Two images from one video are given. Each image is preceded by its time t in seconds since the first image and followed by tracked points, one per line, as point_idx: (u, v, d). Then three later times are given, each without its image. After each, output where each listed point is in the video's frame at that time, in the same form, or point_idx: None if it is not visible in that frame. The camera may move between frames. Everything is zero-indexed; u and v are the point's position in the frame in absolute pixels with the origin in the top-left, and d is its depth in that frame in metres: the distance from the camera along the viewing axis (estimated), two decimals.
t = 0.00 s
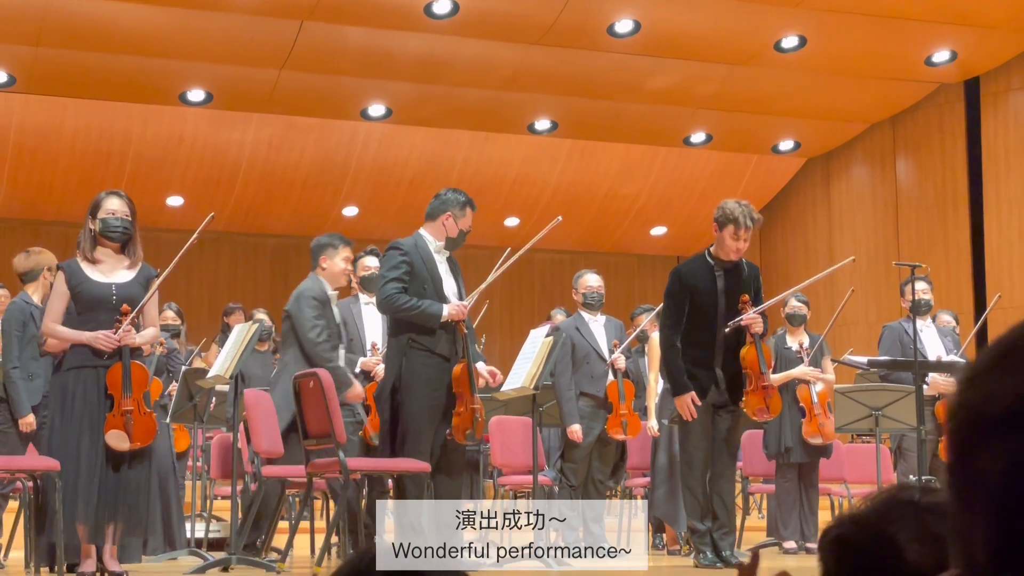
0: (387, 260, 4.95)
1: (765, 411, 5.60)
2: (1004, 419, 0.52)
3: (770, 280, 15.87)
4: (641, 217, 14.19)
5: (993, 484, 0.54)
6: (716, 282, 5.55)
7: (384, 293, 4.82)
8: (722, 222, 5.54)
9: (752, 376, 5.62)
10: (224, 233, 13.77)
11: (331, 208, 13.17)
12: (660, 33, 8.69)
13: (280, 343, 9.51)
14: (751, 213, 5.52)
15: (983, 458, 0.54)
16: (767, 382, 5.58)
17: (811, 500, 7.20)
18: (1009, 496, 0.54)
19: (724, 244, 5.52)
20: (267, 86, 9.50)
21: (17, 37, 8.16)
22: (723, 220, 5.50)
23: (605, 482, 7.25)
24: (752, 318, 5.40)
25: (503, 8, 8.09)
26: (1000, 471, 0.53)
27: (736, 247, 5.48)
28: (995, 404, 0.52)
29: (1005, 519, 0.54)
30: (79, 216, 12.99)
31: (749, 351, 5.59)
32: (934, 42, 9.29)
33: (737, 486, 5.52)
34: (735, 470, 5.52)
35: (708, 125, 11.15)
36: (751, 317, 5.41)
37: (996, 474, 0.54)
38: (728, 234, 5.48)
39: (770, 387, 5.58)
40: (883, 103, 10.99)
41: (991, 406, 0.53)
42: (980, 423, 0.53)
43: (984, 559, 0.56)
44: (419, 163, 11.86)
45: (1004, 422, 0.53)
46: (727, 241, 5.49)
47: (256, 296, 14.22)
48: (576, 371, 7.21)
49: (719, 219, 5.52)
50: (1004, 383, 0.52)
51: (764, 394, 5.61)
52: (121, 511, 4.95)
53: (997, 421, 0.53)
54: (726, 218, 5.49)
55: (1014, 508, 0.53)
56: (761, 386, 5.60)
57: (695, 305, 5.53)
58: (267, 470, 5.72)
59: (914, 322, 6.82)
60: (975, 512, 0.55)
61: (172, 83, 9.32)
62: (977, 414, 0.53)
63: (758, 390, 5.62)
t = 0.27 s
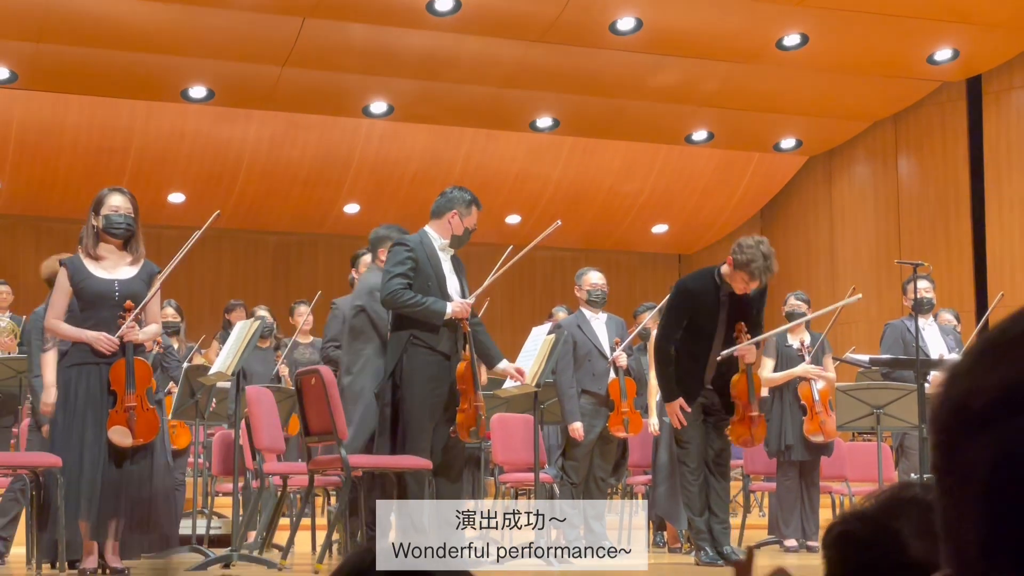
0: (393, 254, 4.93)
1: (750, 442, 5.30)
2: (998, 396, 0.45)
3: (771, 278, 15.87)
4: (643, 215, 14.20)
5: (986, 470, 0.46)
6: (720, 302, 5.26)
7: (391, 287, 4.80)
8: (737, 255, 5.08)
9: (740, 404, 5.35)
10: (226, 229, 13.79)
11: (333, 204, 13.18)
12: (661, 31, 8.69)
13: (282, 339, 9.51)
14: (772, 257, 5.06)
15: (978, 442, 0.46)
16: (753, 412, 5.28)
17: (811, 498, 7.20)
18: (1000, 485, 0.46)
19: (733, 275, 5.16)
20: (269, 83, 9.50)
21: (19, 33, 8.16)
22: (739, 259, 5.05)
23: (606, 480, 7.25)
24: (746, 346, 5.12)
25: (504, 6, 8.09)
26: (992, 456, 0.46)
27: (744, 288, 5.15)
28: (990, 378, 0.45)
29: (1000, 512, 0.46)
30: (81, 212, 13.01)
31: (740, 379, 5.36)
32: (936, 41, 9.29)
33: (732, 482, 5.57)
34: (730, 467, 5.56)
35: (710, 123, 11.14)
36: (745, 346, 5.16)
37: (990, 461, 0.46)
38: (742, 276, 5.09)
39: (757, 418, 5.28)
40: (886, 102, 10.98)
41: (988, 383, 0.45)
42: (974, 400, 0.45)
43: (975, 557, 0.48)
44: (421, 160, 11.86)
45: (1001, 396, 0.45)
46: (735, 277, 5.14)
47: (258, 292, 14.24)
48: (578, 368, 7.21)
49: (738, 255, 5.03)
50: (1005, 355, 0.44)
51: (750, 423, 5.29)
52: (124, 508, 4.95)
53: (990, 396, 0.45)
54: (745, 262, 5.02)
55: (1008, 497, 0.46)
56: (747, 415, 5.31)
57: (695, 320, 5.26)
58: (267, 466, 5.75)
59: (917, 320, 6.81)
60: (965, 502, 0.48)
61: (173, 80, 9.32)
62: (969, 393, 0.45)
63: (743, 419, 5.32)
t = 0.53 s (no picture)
0: (391, 255, 4.95)
1: (729, 449, 5.44)
2: (1001, 393, 0.41)
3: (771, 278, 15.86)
4: (642, 216, 14.20)
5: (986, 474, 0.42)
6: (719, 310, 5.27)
7: (388, 287, 4.81)
8: (739, 277, 5.06)
9: (722, 412, 5.47)
10: (226, 229, 13.78)
11: (333, 204, 13.17)
12: (661, 31, 8.68)
13: (282, 339, 9.50)
14: (773, 281, 5.05)
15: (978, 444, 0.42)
16: (735, 422, 5.42)
17: (811, 499, 7.19)
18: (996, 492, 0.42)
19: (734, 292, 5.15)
20: (268, 82, 9.49)
21: (18, 32, 8.16)
22: (740, 278, 5.04)
23: (605, 480, 7.24)
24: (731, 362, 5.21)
25: (503, 6, 8.08)
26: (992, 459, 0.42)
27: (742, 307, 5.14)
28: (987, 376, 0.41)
29: (1002, 515, 0.43)
30: (80, 212, 13.00)
31: (723, 388, 5.46)
32: (936, 41, 9.28)
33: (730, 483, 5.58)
34: (728, 468, 5.58)
35: (710, 123, 11.13)
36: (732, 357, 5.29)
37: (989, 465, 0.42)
38: (743, 295, 5.07)
39: (737, 427, 5.41)
40: (886, 103, 10.98)
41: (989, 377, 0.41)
42: (974, 398, 0.42)
43: (975, 558, 0.44)
44: (421, 160, 11.84)
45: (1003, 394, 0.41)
46: (735, 295, 5.13)
47: (257, 292, 14.23)
48: (577, 369, 7.21)
49: (741, 274, 5.02)
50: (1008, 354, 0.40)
51: (730, 430, 5.43)
52: (124, 507, 4.96)
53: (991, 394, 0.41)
54: (748, 284, 5.00)
55: (1010, 496, 0.42)
56: (728, 424, 5.44)
57: (692, 326, 5.29)
58: (267, 466, 5.75)
59: (916, 321, 6.81)
60: (962, 504, 0.44)
61: (172, 79, 9.32)
62: (969, 393, 0.42)
63: (724, 427, 5.45)
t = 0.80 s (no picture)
0: (386, 259, 4.95)
1: (726, 448, 5.40)
2: (995, 389, 0.44)
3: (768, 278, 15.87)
4: (639, 216, 14.21)
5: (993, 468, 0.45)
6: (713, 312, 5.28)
7: (382, 290, 4.81)
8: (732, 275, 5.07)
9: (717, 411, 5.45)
10: (223, 228, 13.77)
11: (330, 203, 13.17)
12: (658, 31, 8.69)
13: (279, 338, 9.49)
14: (767, 277, 5.08)
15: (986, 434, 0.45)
16: (731, 420, 5.39)
17: (808, 499, 7.18)
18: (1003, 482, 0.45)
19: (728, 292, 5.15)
20: (266, 82, 9.49)
21: (16, 31, 8.15)
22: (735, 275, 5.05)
23: (602, 481, 7.25)
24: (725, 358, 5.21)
25: (501, 6, 8.09)
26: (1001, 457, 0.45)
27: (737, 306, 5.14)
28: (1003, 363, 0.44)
29: (1003, 505, 0.46)
30: (77, 211, 12.99)
31: (718, 388, 5.45)
32: (933, 42, 9.29)
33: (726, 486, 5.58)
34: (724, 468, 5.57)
35: (707, 123, 11.14)
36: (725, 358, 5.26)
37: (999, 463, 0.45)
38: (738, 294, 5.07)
39: (733, 425, 5.39)
40: (882, 104, 11.00)
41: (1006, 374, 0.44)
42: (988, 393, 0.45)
43: (978, 548, 0.48)
44: (419, 160, 11.84)
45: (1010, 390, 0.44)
46: (730, 295, 5.12)
47: (254, 291, 14.23)
48: (575, 369, 7.22)
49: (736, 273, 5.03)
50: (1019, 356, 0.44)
51: (727, 429, 5.40)
52: (120, 506, 4.97)
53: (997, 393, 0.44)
54: (744, 282, 5.02)
55: (1011, 488, 0.45)
56: (724, 422, 5.41)
57: (686, 327, 5.32)
58: (264, 466, 5.75)
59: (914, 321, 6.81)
60: (969, 494, 0.47)
61: (170, 78, 9.32)
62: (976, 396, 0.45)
63: (720, 426, 5.43)
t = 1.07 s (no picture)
0: (381, 259, 4.95)
1: (725, 442, 5.39)
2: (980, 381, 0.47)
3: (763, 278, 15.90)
4: (635, 215, 14.22)
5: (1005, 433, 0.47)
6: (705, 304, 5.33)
7: (378, 292, 4.81)
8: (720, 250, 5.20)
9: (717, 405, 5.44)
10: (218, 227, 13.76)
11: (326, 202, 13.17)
12: (655, 31, 8.70)
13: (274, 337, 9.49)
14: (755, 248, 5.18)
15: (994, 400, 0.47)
16: (731, 414, 5.38)
17: (803, 498, 7.20)
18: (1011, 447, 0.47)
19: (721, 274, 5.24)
20: (262, 81, 9.48)
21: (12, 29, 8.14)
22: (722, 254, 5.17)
23: (598, 480, 7.26)
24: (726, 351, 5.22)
25: (498, 5, 8.09)
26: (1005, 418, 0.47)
27: (733, 284, 5.22)
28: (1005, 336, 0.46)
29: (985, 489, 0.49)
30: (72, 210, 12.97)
31: (717, 381, 5.48)
32: (928, 43, 9.32)
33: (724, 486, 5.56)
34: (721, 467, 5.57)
35: (703, 123, 11.15)
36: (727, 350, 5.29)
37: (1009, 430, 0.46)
38: (730, 271, 5.17)
39: (733, 419, 5.37)
40: (878, 104, 11.02)
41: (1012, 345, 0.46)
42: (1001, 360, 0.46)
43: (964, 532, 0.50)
44: (415, 159, 11.84)
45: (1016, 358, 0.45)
46: (723, 275, 5.21)
47: (249, 290, 14.22)
48: (570, 368, 7.22)
49: (722, 251, 5.15)
50: None
51: (725, 424, 5.38)
52: (115, 505, 4.96)
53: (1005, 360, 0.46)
54: (731, 256, 5.12)
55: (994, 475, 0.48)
56: (723, 416, 5.40)
57: (682, 321, 5.35)
58: (259, 464, 5.75)
59: (910, 321, 6.83)
60: (954, 478, 0.50)
61: (166, 77, 9.31)
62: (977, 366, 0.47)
63: (719, 419, 5.41)
